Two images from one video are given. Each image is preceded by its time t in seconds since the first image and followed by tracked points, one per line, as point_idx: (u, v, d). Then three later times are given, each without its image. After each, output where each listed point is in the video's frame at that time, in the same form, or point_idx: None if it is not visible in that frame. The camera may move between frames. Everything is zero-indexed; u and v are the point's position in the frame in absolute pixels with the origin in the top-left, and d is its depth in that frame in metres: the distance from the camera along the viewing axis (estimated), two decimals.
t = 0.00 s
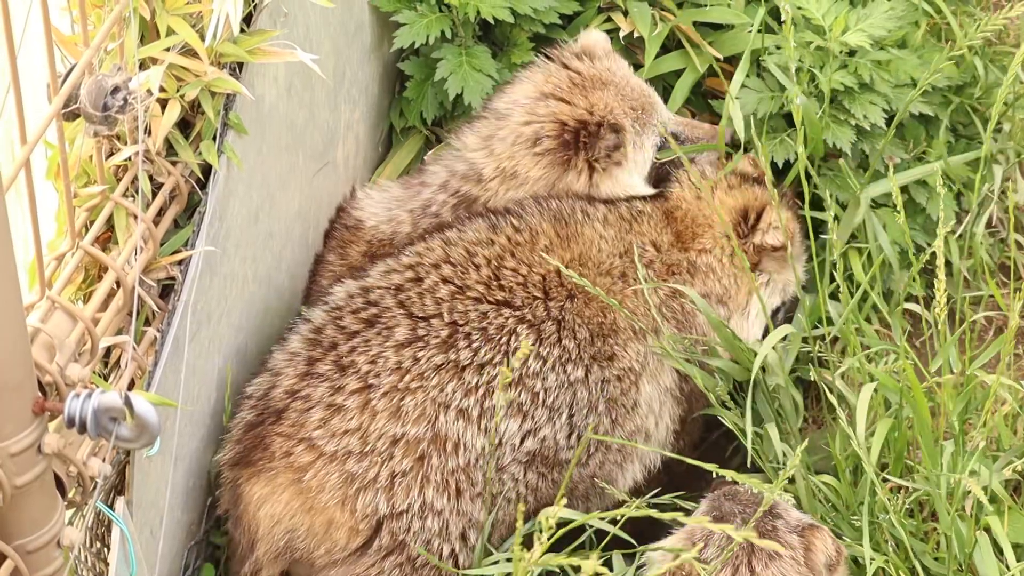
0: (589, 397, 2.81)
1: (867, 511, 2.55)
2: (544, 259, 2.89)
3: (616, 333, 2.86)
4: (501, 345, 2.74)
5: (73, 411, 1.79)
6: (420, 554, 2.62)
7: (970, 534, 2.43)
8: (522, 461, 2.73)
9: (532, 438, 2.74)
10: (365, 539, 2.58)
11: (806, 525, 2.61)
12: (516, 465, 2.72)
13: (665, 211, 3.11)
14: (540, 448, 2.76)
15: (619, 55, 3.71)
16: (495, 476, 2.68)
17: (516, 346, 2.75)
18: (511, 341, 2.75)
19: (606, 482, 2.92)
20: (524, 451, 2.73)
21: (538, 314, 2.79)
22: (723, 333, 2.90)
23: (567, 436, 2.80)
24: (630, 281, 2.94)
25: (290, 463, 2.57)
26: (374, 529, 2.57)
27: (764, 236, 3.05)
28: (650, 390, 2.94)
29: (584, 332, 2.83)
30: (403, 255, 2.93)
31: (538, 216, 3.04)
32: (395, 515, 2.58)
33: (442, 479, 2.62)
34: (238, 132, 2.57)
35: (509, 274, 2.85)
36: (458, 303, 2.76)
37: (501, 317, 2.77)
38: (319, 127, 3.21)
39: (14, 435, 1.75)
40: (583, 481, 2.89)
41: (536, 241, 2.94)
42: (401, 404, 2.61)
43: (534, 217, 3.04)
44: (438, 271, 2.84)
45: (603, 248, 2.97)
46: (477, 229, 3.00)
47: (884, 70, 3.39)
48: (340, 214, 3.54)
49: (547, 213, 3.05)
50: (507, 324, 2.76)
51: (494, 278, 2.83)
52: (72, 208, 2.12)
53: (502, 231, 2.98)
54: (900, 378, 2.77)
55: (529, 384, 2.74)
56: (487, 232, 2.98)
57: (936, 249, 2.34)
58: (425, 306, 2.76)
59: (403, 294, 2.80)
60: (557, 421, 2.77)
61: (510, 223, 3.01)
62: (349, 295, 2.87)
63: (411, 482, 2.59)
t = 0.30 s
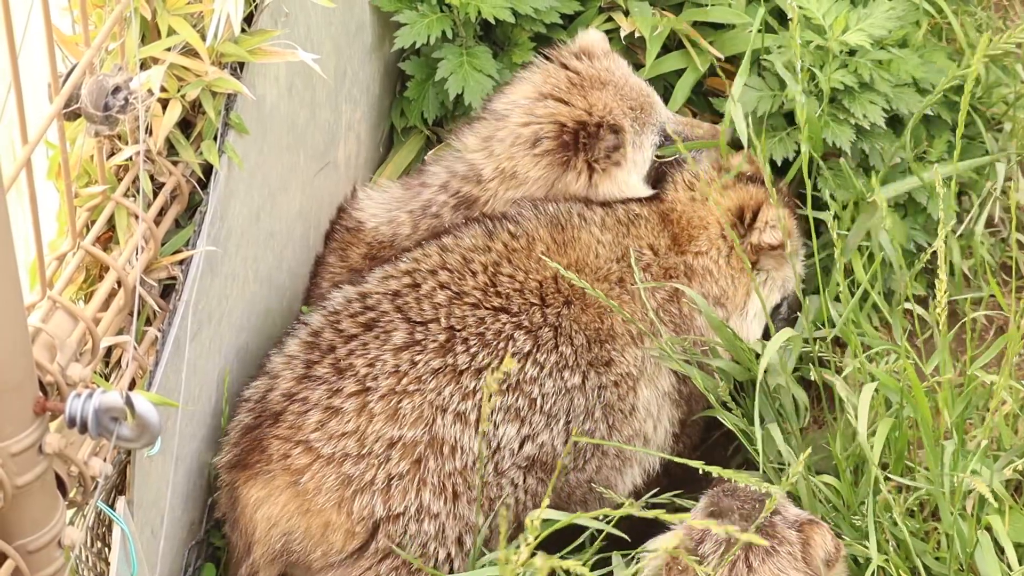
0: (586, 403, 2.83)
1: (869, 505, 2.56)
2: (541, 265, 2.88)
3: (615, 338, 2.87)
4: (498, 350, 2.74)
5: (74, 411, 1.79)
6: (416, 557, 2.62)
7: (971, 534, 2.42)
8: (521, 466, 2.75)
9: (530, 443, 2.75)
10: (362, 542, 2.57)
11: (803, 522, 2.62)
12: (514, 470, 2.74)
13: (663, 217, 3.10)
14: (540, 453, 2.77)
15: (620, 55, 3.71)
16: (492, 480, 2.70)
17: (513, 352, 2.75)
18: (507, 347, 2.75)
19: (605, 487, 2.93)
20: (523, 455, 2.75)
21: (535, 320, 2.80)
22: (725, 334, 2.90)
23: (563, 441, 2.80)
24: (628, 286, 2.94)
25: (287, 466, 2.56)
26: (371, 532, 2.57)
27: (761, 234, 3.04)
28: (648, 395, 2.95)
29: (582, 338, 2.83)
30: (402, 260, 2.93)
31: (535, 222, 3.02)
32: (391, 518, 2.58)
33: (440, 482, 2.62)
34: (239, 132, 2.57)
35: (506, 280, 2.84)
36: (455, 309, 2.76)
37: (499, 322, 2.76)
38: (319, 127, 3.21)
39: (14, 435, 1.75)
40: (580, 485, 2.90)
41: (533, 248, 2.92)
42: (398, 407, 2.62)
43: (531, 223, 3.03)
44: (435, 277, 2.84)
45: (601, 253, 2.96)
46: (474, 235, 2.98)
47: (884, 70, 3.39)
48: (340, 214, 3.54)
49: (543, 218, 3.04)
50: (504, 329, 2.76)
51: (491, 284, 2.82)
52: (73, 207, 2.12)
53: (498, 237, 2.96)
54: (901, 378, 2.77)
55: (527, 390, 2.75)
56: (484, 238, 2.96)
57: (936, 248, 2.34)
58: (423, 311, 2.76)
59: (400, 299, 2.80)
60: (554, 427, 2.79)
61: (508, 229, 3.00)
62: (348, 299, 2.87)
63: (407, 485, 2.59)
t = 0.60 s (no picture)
0: (574, 415, 2.81)
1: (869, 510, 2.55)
2: (531, 276, 2.87)
3: (607, 349, 2.85)
4: (485, 358, 2.73)
5: (75, 412, 1.79)
6: (399, 559, 2.63)
7: (971, 534, 2.42)
8: (507, 475, 2.74)
9: (516, 453, 2.74)
10: (343, 540, 2.58)
11: (800, 523, 2.64)
12: (502, 478, 2.74)
13: (659, 228, 3.06)
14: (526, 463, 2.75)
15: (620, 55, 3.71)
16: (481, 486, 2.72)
17: (500, 360, 2.74)
18: (493, 355, 2.74)
19: (598, 494, 2.92)
20: (509, 465, 2.74)
21: (523, 330, 2.78)
22: (722, 335, 2.93)
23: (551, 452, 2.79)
24: (622, 295, 2.91)
25: (269, 463, 2.57)
26: (351, 531, 2.58)
27: (763, 228, 3.04)
28: (640, 402, 2.93)
29: (571, 349, 2.81)
30: (394, 268, 2.95)
31: (530, 231, 3.02)
32: (372, 517, 2.58)
33: (423, 484, 2.62)
34: (240, 132, 2.57)
35: (495, 290, 2.84)
36: (443, 316, 2.76)
37: (486, 331, 2.76)
38: (320, 127, 3.20)
39: (14, 436, 1.75)
40: (573, 494, 2.89)
41: (523, 259, 2.92)
42: (382, 408, 2.62)
43: (524, 231, 3.03)
44: (427, 281, 2.86)
45: (594, 261, 2.95)
46: (465, 244, 2.99)
47: (884, 70, 3.38)
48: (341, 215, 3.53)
49: (536, 227, 3.04)
50: (492, 339, 2.76)
51: (480, 294, 2.82)
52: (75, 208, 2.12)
53: (491, 245, 2.97)
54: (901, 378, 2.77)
55: (513, 400, 2.74)
56: (477, 248, 2.97)
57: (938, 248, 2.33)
58: (411, 317, 2.77)
59: (389, 305, 2.82)
60: (542, 438, 2.77)
61: (503, 237, 3.00)
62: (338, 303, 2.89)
63: (389, 484, 2.59)
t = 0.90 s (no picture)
0: (576, 433, 2.82)
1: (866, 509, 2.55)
2: (531, 294, 2.85)
3: (608, 365, 2.86)
4: (487, 374, 2.73)
5: (75, 412, 1.79)
6: (396, 571, 2.64)
7: (970, 534, 2.41)
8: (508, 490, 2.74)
9: (517, 470, 2.74)
10: (340, 553, 2.58)
11: (794, 521, 2.65)
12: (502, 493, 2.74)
13: (659, 241, 3.04)
14: (528, 479, 2.76)
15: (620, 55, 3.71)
16: (481, 500, 2.72)
17: (502, 378, 2.74)
18: (496, 372, 2.74)
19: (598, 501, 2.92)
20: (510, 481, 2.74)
21: (525, 348, 2.78)
22: (723, 336, 2.93)
23: (552, 469, 2.80)
24: (623, 309, 2.91)
25: (269, 474, 2.57)
26: (350, 544, 2.58)
27: (757, 226, 3.02)
28: (641, 417, 2.94)
29: (573, 367, 2.81)
30: (397, 281, 2.94)
31: (526, 246, 3.01)
32: (371, 529, 2.59)
33: (423, 497, 2.62)
34: (240, 132, 2.56)
35: (497, 307, 2.82)
36: (446, 331, 2.76)
37: (489, 348, 2.75)
38: (320, 127, 3.21)
39: (14, 436, 1.75)
40: (574, 506, 2.89)
41: (523, 276, 2.90)
42: (385, 420, 2.61)
43: (522, 245, 3.02)
44: (430, 295, 2.85)
45: (593, 277, 2.94)
46: (464, 259, 2.98)
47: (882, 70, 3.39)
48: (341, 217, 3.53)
49: (534, 241, 3.03)
50: (494, 355, 2.75)
51: (483, 310, 2.82)
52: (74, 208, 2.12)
53: (490, 261, 2.96)
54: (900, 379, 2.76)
55: (515, 417, 2.75)
56: (477, 264, 2.95)
57: (936, 249, 2.32)
58: (414, 331, 2.76)
59: (392, 318, 2.80)
60: (544, 455, 2.79)
61: (501, 252, 2.99)
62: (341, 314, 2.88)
63: (388, 497, 2.59)
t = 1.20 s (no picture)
0: (580, 441, 2.82)
1: (867, 508, 2.55)
2: (533, 303, 2.85)
3: (610, 372, 2.85)
4: (493, 384, 2.74)
5: (74, 412, 1.79)
6: None
7: (969, 533, 2.41)
8: (513, 499, 2.75)
9: (524, 479, 2.76)
10: (347, 564, 2.57)
11: (793, 519, 2.65)
12: (508, 502, 2.74)
13: (662, 246, 3.03)
14: (532, 487, 2.76)
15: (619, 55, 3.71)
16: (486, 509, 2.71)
17: (507, 388, 2.74)
18: (501, 382, 2.74)
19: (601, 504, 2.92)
20: (515, 489, 2.74)
21: (530, 356, 2.78)
22: (722, 335, 2.91)
23: (556, 479, 2.81)
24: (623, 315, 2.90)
25: (276, 484, 2.57)
26: (356, 555, 2.57)
27: (758, 224, 3.05)
28: (643, 423, 2.94)
29: (576, 375, 2.81)
30: (401, 289, 2.94)
31: (521, 253, 3.00)
32: (379, 540, 2.58)
33: (431, 507, 2.64)
34: (238, 132, 2.56)
35: (501, 315, 2.82)
36: (452, 340, 2.76)
37: (494, 357, 2.75)
38: (319, 127, 3.21)
39: (14, 436, 1.75)
40: (576, 512, 2.90)
41: (524, 284, 2.90)
42: (393, 430, 2.63)
43: (521, 252, 3.01)
44: (435, 303, 2.85)
45: (593, 284, 2.93)
46: (466, 266, 2.97)
47: (880, 70, 3.39)
48: (340, 217, 3.53)
49: (534, 248, 3.02)
50: (500, 365, 2.75)
51: (488, 318, 2.81)
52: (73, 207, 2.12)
53: (491, 269, 2.95)
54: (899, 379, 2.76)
55: (521, 426, 2.75)
56: (479, 272, 2.94)
57: (935, 248, 2.31)
58: (421, 340, 2.77)
59: (398, 326, 2.81)
60: (548, 464, 2.79)
61: (501, 260, 2.98)
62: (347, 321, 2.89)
63: (396, 508, 2.59)
